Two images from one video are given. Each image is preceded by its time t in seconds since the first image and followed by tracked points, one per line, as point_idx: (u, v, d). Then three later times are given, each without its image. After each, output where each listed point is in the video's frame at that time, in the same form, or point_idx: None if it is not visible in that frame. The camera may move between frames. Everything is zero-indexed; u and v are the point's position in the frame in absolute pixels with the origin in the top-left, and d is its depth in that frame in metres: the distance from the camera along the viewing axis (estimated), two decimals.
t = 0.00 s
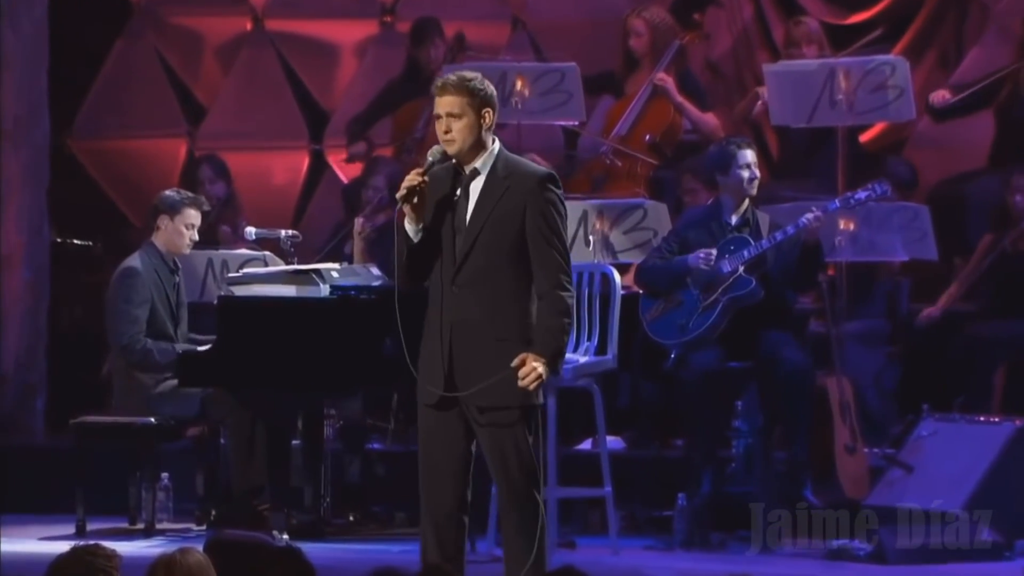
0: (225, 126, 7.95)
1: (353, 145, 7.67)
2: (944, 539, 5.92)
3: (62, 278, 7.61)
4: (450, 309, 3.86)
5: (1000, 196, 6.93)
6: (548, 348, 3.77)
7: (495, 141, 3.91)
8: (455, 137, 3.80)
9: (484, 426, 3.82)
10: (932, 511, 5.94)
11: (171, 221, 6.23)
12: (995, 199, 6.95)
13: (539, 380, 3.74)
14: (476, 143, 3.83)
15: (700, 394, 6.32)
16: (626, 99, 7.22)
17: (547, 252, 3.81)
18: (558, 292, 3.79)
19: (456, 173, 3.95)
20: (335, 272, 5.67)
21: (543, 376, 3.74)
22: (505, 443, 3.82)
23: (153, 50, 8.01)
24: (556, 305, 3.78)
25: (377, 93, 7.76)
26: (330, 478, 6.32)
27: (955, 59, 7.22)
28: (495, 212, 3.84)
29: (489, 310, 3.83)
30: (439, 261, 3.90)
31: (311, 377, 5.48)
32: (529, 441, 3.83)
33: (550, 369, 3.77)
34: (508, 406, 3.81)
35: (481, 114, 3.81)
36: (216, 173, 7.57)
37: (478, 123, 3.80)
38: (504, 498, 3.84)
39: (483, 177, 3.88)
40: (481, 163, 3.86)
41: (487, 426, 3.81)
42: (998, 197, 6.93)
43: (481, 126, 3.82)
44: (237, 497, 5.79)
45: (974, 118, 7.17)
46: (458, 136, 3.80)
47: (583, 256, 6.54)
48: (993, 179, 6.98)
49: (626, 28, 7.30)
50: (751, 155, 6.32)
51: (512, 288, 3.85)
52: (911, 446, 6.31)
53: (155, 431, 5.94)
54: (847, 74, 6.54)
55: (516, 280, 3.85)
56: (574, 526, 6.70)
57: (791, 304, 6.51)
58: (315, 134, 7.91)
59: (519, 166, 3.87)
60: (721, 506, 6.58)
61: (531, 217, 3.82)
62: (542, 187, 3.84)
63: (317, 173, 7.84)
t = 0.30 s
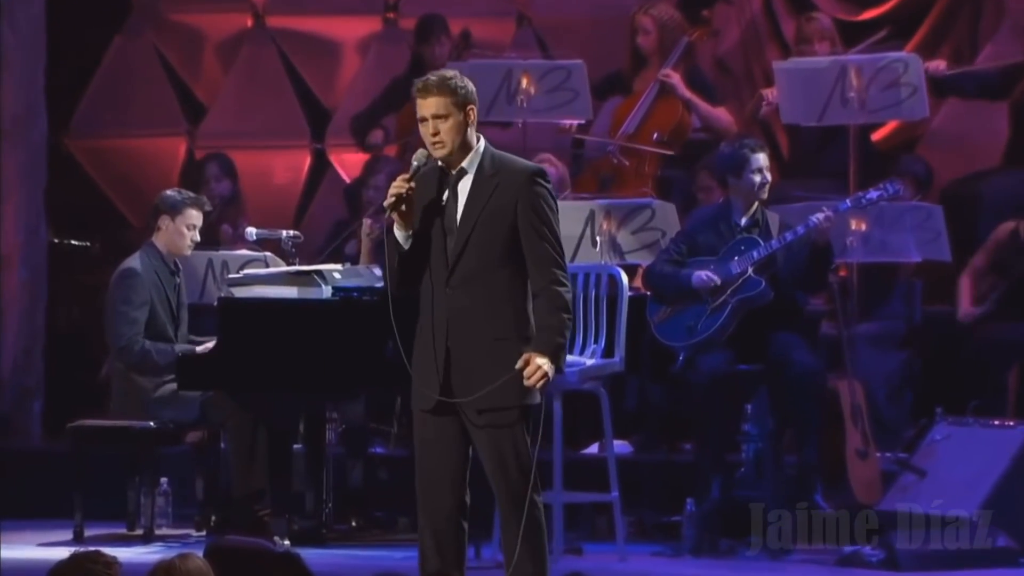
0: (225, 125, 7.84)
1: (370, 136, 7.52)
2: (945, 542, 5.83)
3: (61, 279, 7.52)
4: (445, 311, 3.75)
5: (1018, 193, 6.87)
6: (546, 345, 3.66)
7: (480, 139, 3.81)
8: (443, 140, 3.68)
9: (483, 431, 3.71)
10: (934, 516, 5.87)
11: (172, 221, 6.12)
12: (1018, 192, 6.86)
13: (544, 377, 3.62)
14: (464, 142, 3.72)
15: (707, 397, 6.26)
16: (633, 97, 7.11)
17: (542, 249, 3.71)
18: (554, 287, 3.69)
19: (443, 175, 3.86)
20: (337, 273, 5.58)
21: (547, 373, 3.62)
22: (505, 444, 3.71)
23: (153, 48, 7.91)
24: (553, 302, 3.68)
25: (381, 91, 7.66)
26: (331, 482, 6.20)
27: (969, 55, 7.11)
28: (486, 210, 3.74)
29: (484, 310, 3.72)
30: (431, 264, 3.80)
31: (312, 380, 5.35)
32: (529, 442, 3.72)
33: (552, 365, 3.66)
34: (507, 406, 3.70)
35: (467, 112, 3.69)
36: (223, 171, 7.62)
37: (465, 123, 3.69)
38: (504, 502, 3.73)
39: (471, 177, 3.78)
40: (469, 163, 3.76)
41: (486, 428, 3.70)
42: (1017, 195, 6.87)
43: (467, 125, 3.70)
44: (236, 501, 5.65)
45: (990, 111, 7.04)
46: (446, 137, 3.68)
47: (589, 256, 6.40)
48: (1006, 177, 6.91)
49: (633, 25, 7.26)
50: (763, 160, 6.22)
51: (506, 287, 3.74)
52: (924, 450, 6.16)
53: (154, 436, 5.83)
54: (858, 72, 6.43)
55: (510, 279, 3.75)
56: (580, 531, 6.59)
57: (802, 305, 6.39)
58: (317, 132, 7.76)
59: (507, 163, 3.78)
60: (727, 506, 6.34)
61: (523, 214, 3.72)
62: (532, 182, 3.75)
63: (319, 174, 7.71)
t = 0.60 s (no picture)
0: (224, 125, 7.73)
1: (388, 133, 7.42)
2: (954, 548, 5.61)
3: (58, 281, 7.43)
4: (440, 313, 3.65)
5: None
6: (543, 344, 3.56)
7: (471, 139, 3.71)
8: (432, 140, 3.58)
9: (482, 434, 3.62)
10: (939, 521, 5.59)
11: (172, 223, 6.01)
12: None
13: (540, 374, 3.52)
14: (453, 142, 3.62)
15: (715, 401, 6.12)
16: (638, 97, 7.02)
17: (536, 247, 3.61)
18: (549, 286, 3.59)
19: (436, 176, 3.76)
20: (338, 275, 5.49)
21: (542, 370, 3.52)
22: (502, 446, 3.61)
23: (150, 46, 7.82)
24: (550, 301, 3.58)
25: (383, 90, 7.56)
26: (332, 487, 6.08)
27: (982, 53, 6.99)
28: (479, 209, 3.64)
29: (480, 311, 3.63)
30: (425, 266, 3.70)
31: (308, 382, 5.25)
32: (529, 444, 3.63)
33: (550, 364, 3.56)
34: (504, 408, 3.60)
35: (455, 110, 3.59)
36: (228, 171, 7.46)
37: (453, 123, 3.59)
38: (501, 505, 3.62)
39: (463, 177, 3.68)
40: (460, 162, 3.66)
41: (484, 430, 3.61)
42: None
43: (455, 125, 3.61)
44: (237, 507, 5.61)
45: (998, 113, 6.92)
46: (435, 138, 3.58)
47: (595, 258, 6.36)
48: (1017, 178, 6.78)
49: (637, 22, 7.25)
50: (769, 156, 6.13)
51: (502, 287, 3.65)
52: (936, 456, 5.96)
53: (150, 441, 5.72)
54: (868, 70, 6.32)
55: (506, 279, 3.65)
56: (585, 537, 6.48)
57: (810, 308, 6.29)
58: (317, 132, 7.66)
59: (499, 162, 3.68)
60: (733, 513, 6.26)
61: (516, 212, 3.62)
62: (526, 180, 3.65)
63: (319, 174, 7.61)
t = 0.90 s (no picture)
0: (224, 126, 7.64)
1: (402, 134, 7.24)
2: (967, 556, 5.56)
3: (56, 284, 7.35)
4: (438, 317, 3.56)
5: None
6: (544, 345, 3.48)
7: (464, 140, 3.63)
8: (425, 142, 3.49)
9: (484, 440, 3.52)
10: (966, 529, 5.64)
11: (174, 226, 5.91)
12: None
13: (544, 378, 3.42)
14: (446, 143, 3.54)
15: (722, 404, 6.05)
16: (643, 97, 6.93)
17: (535, 247, 3.53)
18: (549, 287, 3.51)
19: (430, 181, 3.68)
20: (340, 277, 5.38)
21: (546, 373, 3.42)
22: (504, 450, 3.52)
23: (149, 45, 7.75)
24: (550, 302, 3.50)
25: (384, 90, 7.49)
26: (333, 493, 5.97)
27: (993, 52, 6.93)
28: (477, 211, 3.56)
29: (479, 314, 3.54)
30: (421, 269, 3.61)
31: (307, 387, 5.15)
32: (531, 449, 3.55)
33: (553, 366, 3.47)
34: (506, 412, 3.52)
35: (446, 111, 3.50)
36: (223, 172, 7.29)
37: (445, 123, 3.49)
38: (503, 510, 3.54)
39: (458, 179, 3.60)
40: (455, 164, 3.58)
41: (484, 434, 3.51)
42: None
43: (448, 126, 3.51)
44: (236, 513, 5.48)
45: (1008, 111, 6.90)
46: (428, 140, 3.50)
47: (599, 260, 6.27)
48: None
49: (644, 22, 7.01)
50: (775, 154, 6.04)
51: (501, 289, 3.56)
52: (945, 460, 5.96)
53: (151, 446, 5.63)
54: (877, 70, 6.23)
55: (505, 281, 3.57)
56: (590, 544, 6.38)
57: (819, 310, 6.19)
58: (318, 133, 7.59)
59: (495, 163, 3.61)
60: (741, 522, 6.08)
61: (514, 213, 3.55)
62: (523, 180, 3.58)
63: (320, 175, 7.53)
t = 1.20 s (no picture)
0: (225, 127, 7.58)
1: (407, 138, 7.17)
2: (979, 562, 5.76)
3: (56, 287, 7.30)
4: (435, 323, 3.50)
5: None
6: (541, 346, 3.41)
7: (456, 143, 3.57)
8: (415, 149, 3.44)
9: (484, 445, 3.46)
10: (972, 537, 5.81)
11: (177, 230, 5.83)
12: None
13: (538, 378, 3.35)
14: (437, 147, 3.48)
15: (730, 409, 5.96)
16: (649, 98, 6.87)
17: (531, 248, 3.47)
18: (546, 287, 3.45)
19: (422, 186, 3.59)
20: (342, 281, 5.26)
21: (542, 373, 3.35)
22: (504, 455, 3.46)
23: (148, 45, 7.68)
24: (547, 303, 3.44)
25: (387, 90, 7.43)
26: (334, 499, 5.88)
27: (1003, 53, 6.87)
28: (471, 212, 3.50)
29: (476, 318, 3.47)
30: (418, 274, 3.55)
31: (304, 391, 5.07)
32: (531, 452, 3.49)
33: (549, 368, 3.40)
34: (505, 416, 3.46)
35: (435, 116, 3.44)
36: (220, 174, 7.28)
37: (434, 127, 3.44)
38: (504, 516, 3.48)
39: (451, 181, 3.54)
40: (448, 165, 3.52)
41: (483, 439, 3.46)
42: None
43: (438, 130, 3.46)
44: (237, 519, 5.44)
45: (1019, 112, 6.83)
46: (417, 146, 3.44)
47: (605, 264, 6.27)
48: None
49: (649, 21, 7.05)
50: (784, 161, 5.93)
51: (498, 291, 3.49)
52: (954, 466, 6.02)
53: (150, 451, 5.56)
54: (886, 70, 6.16)
55: (501, 283, 3.50)
56: (594, 550, 6.31)
57: (830, 310, 6.06)
58: (321, 134, 7.53)
59: (488, 163, 3.55)
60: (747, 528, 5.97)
61: (509, 213, 3.48)
62: (516, 181, 3.52)
63: (322, 176, 7.47)
